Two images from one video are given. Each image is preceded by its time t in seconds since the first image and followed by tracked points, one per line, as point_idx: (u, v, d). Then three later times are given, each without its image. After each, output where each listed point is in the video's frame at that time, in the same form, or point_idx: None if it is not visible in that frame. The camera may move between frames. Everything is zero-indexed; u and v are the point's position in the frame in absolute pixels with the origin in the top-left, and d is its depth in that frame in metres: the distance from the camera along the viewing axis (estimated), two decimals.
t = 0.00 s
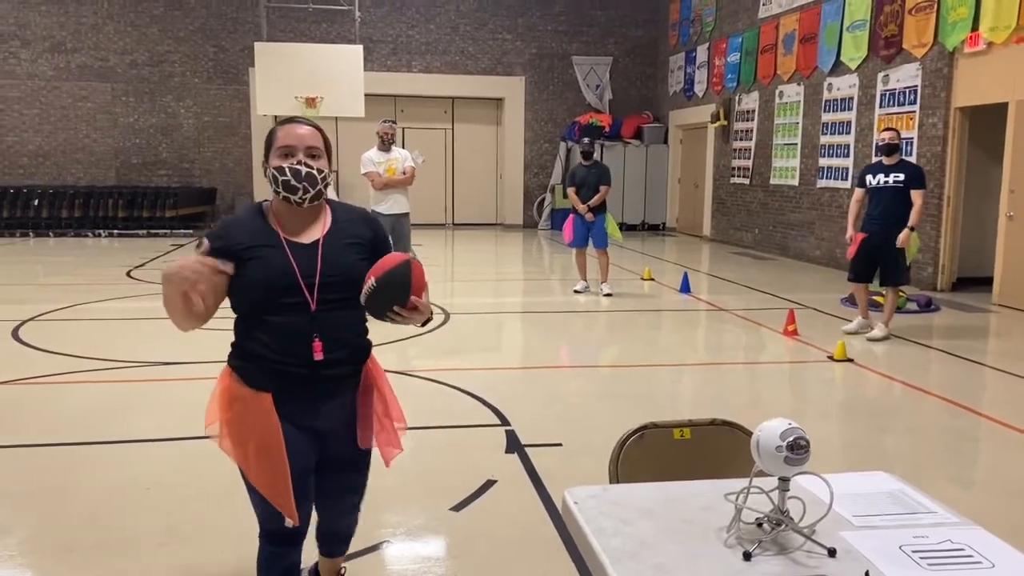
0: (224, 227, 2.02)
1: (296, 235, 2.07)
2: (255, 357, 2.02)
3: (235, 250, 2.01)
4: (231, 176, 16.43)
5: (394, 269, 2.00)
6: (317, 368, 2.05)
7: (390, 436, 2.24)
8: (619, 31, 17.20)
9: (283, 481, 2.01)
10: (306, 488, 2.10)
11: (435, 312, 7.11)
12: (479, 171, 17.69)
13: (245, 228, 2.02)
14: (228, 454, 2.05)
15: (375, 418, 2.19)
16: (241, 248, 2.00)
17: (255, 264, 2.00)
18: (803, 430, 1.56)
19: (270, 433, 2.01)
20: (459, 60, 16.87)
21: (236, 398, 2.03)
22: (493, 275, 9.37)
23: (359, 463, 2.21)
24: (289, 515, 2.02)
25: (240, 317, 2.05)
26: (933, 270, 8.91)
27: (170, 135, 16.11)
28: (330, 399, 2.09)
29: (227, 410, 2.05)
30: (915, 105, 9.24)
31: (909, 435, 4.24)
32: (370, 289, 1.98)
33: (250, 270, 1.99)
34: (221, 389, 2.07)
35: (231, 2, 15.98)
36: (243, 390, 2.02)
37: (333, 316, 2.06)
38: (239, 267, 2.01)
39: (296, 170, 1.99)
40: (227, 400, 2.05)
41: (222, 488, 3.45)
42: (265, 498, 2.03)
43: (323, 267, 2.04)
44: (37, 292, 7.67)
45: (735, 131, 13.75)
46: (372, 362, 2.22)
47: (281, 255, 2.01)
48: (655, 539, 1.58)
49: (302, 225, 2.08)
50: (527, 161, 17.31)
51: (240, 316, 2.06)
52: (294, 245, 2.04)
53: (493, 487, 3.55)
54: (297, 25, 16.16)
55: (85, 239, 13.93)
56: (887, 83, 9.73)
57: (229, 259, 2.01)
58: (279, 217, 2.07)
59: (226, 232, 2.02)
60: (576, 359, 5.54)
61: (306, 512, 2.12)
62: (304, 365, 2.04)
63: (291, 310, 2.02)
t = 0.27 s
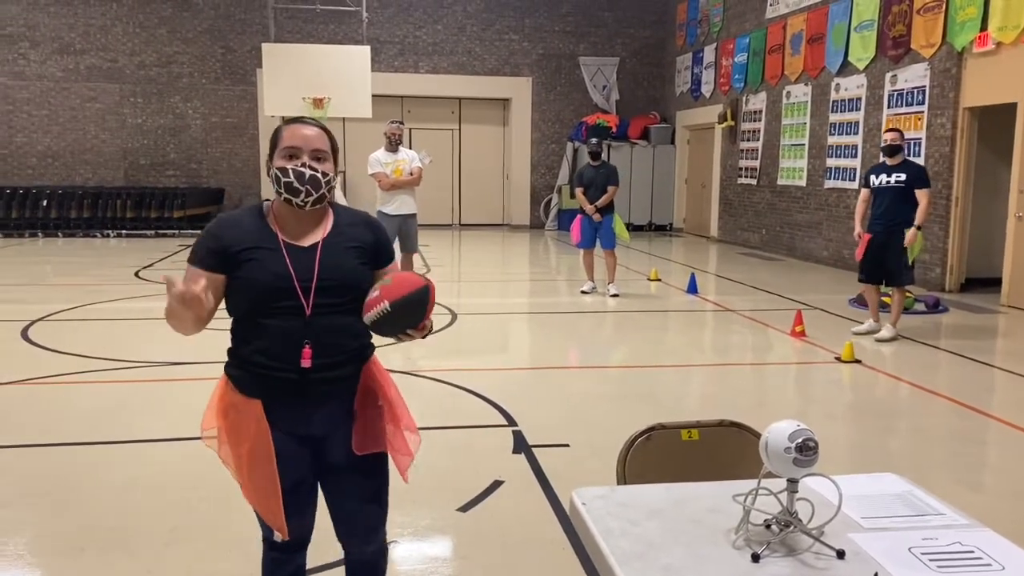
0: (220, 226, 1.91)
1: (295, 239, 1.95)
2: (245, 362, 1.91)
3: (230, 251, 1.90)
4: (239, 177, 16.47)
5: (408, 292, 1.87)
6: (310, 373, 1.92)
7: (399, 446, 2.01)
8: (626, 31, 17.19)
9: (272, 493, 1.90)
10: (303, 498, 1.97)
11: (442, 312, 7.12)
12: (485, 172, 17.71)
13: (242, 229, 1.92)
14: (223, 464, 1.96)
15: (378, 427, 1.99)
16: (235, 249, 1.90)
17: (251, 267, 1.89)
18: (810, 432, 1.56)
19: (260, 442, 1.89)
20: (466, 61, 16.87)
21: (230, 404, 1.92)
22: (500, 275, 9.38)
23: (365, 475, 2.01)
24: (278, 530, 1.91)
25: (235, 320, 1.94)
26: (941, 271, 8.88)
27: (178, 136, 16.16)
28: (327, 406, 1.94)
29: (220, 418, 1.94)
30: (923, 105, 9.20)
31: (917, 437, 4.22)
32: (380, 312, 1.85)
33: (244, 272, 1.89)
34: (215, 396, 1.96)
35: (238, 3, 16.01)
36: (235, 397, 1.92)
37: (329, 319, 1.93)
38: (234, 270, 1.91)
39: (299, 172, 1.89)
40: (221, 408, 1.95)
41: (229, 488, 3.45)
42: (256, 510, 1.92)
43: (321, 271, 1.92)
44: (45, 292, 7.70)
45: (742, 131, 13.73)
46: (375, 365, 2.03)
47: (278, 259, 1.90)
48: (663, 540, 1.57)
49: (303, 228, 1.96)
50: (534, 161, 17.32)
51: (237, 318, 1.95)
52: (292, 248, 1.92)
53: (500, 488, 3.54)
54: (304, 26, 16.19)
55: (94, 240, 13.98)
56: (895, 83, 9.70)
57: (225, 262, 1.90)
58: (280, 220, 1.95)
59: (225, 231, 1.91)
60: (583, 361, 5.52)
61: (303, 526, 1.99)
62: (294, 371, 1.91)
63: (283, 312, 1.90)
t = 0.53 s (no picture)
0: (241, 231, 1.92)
1: (315, 246, 1.93)
2: (258, 370, 1.90)
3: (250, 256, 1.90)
4: (249, 177, 16.52)
5: (429, 319, 1.81)
6: (322, 386, 1.89)
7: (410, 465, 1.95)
8: (635, 31, 17.17)
9: (275, 502, 1.90)
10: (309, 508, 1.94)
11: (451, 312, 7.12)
12: (495, 172, 17.70)
13: (263, 233, 1.92)
14: (233, 469, 1.96)
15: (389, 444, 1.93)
16: (254, 254, 1.90)
17: (267, 272, 1.88)
18: (824, 432, 1.55)
19: (268, 451, 1.89)
20: (475, 61, 16.88)
21: (243, 410, 1.93)
22: (508, 275, 9.38)
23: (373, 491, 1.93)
24: (279, 541, 1.91)
25: (253, 327, 1.94)
26: (953, 271, 8.83)
27: (188, 136, 16.22)
28: (338, 418, 1.91)
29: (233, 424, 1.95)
30: (934, 105, 9.16)
31: (928, 437, 4.20)
32: (404, 344, 1.81)
33: (260, 278, 1.88)
34: (230, 400, 1.97)
35: (249, 4, 16.06)
36: (249, 404, 1.92)
37: (345, 331, 1.90)
38: (252, 275, 1.90)
39: (319, 176, 1.87)
40: (235, 412, 1.95)
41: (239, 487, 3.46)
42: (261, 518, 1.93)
43: (337, 278, 1.89)
44: (56, 292, 7.74)
45: (752, 131, 13.70)
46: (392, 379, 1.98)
47: (295, 265, 1.89)
48: (675, 541, 1.57)
49: (323, 234, 1.94)
50: (543, 161, 17.31)
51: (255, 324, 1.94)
52: (310, 254, 1.90)
53: (510, 487, 3.54)
54: (314, 26, 16.23)
55: (105, 240, 14.03)
56: (906, 83, 9.66)
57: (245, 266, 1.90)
58: (300, 225, 1.94)
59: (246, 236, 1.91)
60: (593, 361, 5.52)
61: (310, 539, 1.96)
62: (305, 383, 1.88)
63: (297, 320, 1.88)
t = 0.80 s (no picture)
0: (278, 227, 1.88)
1: (351, 248, 1.87)
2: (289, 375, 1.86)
3: (286, 252, 1.86)
4: (262, 177, 16.58)
5: (450, 333, 1.74)
6: (352, 391, 1.82)
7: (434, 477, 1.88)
8: (647, 30, 17.14)
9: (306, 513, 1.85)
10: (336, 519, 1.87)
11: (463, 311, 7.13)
12: (506, 171, 17.70)
13: (299, 230, 1.87)
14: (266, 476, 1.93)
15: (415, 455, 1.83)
16: (289, 251, 1.85)
17: (301, 270, 1.84)
18: (839, 431, 1.54)
19: (297, 458, 1.85)
20: (487, 61, 16.89)
21: (275, 416, 1.89)
22: (520, 275, 9.38)
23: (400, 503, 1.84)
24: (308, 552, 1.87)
25: (285, 329, 1.89)
26: (967, 271, 8.77)
27: (201, 137, 16.30)
28: (369, 425, 1.84)
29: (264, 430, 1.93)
30: (949, 104, 9.09)
31: (943, 438, 4.17)
32: (446, 364, 1.75)
33: (295, 276, 1.83)
34: (263, 406, 1.94)
35: (262, 4, 16.12)
36: (280, 411, 1.89)
37: (377, 334, 1.82)
38: (286, 273, 1.86)
39: (354, 182, 1.81)
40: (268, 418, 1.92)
41: (252, 485, 3.47)
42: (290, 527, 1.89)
43: (371, 279, 1.83)
44: (69, 291, 7.78)
45: (765, 130, 13.65)
46: (430, 391, 1.90)
47: (329, 265, 1.84)
48: (690, 541, 1.56)
49: (359, 237, 1.87)
50: (554, 161, 17.31)
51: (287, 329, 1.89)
52: (346, 255, 1.85)
53: (522, 487, 3.54)
54: (327, 27, 16.28)
55: (119, 239, 14.12)
56: (920, 82, 9.61)
57: (280, 264, 1.86)
58: (336, 228, 1.88)
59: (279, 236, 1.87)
60: (605, 361, 5.50)
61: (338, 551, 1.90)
62: (335, 388, 1.82)
63: (327, 322, 1.82)
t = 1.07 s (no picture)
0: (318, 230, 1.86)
1: (391, 251, 1.84)
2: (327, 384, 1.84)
3: (324, 256, 1.84)
4: (277, 177, 16.65)
5: (483, 342, 1.69)
6: (390, 399, 1.80)
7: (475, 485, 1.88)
8: (661, 29, 17.10)
9: (348, 526, 1.83)
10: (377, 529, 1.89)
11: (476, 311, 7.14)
12: (520, 171, 17.70)
13: (339, 233, 1.85)
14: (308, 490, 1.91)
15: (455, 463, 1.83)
16: (327, 255, 1.83)
17: (338, 274, 1.82)
18: (857, 432, 1.53)
19: (336, 470, 1.83)
20: (501, 61, 16.90)
21: (315, 428, 1.88)
22: (533, 274, 9.38)
23: (439, 512, 1.86)
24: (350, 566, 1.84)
25: (323, 336, 1.87)
26: (985, 271, 8.69)
27: (217, 137, 16.39)
28: (407, 434, 1.82)
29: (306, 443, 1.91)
30: (966, 102, 9.02)
31: (960, 439, 4.13)
32: (485, 375, 1.70)
33: (333, 281, 1.81)
34: (304, 419, 1.93)
35: (277, 5, 16.19)
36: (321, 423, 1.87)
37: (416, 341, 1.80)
38: (324, 278, 1.84)
39: (395, 188, 1.78)
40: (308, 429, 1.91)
41: (267, 483, 3.49)
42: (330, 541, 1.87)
43: (408, 283, 1.80)
44: (88, 290, 7.86)
45: (780, 129, 13.59)
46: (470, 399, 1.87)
47: (367, 270, 1.81)
48: (706, 541, 1.55)
49: (399, 241, 1.84)
50: (568, 160, 17.29)
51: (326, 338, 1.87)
52: (384, 259, 1.81)
53: (536, 486, 3.54)
54: (341, 27, 16.33)
55: (135, 239, 14.22)
56: (937, 80, 9.53)
57: (319, 268, 1.84)
58: (377, 231, 1.85)
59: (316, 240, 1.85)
60: (620, 361, 5.50)
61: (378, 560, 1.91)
62: (373, 396, 1.79)
63: (364, 328, 1.80)
